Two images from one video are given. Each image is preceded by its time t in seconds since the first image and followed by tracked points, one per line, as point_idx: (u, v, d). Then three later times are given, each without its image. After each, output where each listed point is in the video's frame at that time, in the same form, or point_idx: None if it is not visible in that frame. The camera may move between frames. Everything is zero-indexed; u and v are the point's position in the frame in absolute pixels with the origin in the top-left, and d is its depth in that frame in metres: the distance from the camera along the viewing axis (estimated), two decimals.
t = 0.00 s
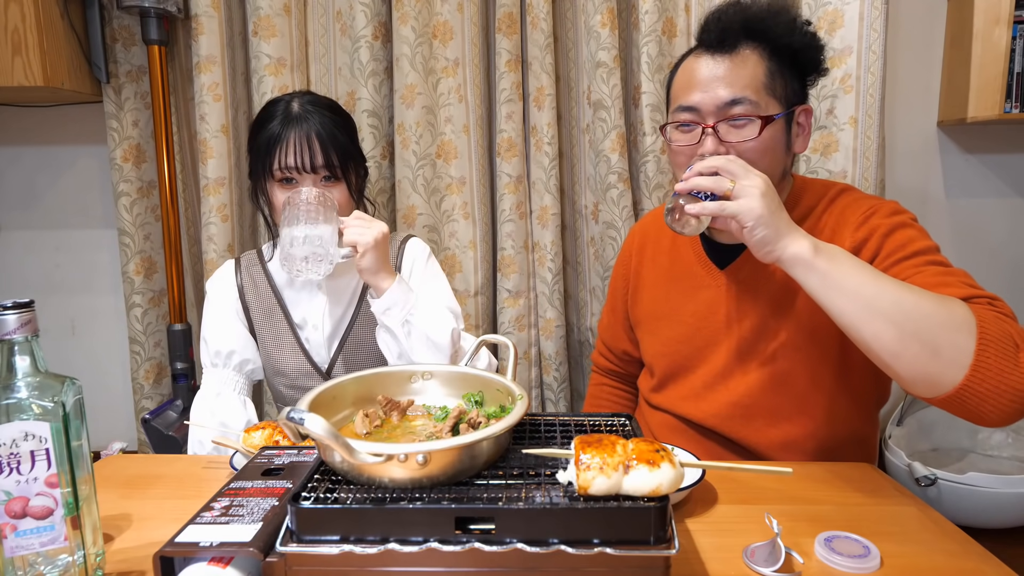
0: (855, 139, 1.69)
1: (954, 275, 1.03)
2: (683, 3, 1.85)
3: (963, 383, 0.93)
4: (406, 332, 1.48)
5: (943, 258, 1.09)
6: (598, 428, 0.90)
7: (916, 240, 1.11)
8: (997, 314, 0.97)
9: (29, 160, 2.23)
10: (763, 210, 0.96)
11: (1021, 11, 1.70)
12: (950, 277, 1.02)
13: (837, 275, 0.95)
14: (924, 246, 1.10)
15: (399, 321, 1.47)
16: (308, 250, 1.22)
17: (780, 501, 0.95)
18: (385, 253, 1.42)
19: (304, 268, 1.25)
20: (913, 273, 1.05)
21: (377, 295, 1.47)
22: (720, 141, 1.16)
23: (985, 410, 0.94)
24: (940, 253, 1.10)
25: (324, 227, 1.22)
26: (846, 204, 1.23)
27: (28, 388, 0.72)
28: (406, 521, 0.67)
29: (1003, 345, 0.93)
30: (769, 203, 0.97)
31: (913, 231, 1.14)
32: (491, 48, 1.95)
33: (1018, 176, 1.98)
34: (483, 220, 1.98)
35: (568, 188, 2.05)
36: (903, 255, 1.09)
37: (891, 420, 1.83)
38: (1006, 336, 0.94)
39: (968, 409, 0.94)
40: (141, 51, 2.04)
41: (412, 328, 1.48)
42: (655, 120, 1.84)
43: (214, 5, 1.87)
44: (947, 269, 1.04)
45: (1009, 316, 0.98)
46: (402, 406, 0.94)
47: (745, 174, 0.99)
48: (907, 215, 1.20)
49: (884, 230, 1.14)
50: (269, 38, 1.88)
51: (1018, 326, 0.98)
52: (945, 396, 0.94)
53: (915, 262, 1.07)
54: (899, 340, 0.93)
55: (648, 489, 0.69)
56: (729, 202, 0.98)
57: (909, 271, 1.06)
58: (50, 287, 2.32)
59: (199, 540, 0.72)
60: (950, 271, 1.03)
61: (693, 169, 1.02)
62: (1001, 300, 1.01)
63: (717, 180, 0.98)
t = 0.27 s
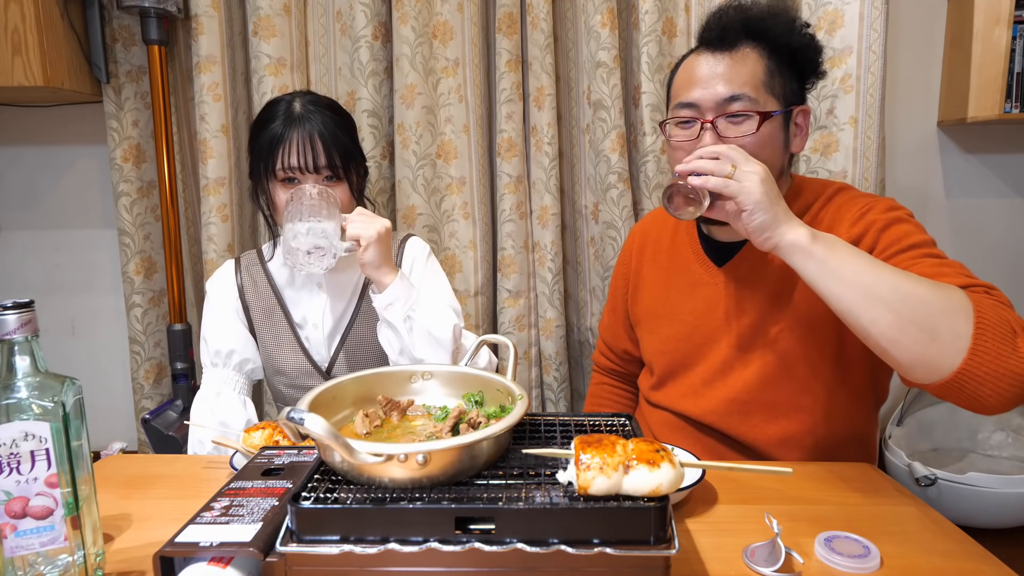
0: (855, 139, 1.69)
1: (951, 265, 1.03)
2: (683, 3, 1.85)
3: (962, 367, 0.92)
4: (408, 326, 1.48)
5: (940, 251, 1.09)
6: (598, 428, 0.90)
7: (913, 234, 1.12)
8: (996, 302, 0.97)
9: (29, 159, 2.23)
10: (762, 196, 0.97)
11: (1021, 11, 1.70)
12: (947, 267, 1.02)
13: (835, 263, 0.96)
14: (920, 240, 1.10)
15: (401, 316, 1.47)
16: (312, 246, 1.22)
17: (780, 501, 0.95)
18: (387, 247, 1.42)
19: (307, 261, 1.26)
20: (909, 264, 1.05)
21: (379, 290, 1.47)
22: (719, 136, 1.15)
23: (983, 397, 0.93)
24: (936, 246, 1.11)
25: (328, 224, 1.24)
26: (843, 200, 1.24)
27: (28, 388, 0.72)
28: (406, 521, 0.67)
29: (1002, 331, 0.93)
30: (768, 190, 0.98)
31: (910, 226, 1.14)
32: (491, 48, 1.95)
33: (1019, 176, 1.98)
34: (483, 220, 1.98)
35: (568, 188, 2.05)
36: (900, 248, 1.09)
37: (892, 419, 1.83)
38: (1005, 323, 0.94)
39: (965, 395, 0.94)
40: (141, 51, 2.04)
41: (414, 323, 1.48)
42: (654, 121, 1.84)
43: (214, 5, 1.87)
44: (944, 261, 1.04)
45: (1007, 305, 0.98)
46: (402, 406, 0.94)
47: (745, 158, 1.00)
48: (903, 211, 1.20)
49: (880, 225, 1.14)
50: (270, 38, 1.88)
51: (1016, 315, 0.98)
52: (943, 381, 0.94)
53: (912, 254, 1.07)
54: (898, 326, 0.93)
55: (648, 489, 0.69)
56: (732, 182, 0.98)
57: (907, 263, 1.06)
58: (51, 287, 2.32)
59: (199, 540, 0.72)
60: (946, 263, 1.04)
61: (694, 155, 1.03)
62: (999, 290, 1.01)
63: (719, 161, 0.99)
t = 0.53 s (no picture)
0: (855, 139, 1.69)
1: (953, 265, 1.03)
2: (683, 3, 1.85)
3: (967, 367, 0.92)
4: (410, 323, 1.48)
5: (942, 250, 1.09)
6: (598, 428, 0.90)
7: (913, 233, 1.12)
8: (998, 302, 0.97)
9: (29, 159, 2.23)
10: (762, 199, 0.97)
11: (1021, 11, 1.70)
12: (950, 266, 1.02)
13: (836, 263, 0.96)
14: (921, 239, 1.10)
15: (404, 313, 1.47)
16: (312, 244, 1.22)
17: (780, 501, 0.95)
18: (388, 245, 1.42)
19: (308, 258, 1.26)
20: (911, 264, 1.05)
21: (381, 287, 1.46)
22: (718, 136, 1.15)
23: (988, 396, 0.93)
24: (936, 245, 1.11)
25: (330, 220, 1.25)
26: (843, 200, 1.24)
27: (28, 388, 0.72)
28: (406, 521, 0.67)
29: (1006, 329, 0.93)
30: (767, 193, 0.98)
31: (911, 225, 1.14)
32: (491, 48, 1.95)
33: (1019, 176, 1.98)
34: (482, 220, 1.98)
35: (568, 188, 2.05)
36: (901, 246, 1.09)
37: (892, 419, 1.83)
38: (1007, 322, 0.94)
39: (970, 395, 0.94)
40: (141, 51, 2.04)
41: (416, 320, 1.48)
42: (654, 121, 1.84)
43: (214, 5, 1.87)
44: (946, 260, 1.04)
45: (1009, 303, 0.98)
46: (402, 406, 0.94)
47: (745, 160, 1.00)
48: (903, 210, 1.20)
49: (881, 224, 1.14)
50: (270, 39, 1.88)
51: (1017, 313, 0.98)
52: (948, 381, 0.94)
53: (914, 254, 1.07)
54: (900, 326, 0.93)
55: (648, 489, 0.69)
56: (733, 186, 0.98)
57: (909, 262, 1.06)
58: (50, 287, 2.32)
59: (199, 540, 0.72)
60: (948, 262, 1.04)
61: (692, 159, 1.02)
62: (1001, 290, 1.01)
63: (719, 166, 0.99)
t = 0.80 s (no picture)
0: (855, 139, 1.69)
1: (954, 270, 1.03)
2: (683, 3, 1.85)
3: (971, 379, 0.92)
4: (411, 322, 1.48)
5: (942, 254, 1.09)
6: (598, 428, 0.90)
7: (915, 237, 1.11)
8: (999, 309, 0.96)
9: (28, 159, 2.23)
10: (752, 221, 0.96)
11: (1021, 11, 1.70)
12: (951, 272, 1.02)
13: (832, 278, 0.95)
14: (922, 242, 1.10)
15: (404, 311, 1.47)
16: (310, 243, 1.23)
17: (780, 501, 0.95)
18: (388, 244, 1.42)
19: (309, 256, 1.26)
20: (911, 269, 1.05)
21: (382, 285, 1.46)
22: (713, 143, 1.15)
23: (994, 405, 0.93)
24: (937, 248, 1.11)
25: (331, 219, 1.25)
26: (844, 202, 1.24)
27: (28, 388, 0.72)
28: (406, 521, 0.67)
29: (1006, 338, 0.93)
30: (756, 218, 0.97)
31: (912, 228, 1.14)
32: (491, 48, 1.95)
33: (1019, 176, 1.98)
34: (482, 220, 1.98)
35: (568, 188, 2.05)
36: (902, 250, 1.09)
37: (892, 419, 1.83)
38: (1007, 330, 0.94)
39: (977, 405, 0.93)
40: (141, 51, 2.04)
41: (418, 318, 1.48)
42: (654, 120, 1.83)
43: (214, 5, 1.87)
44: (948, 266, 1.04)
45: (1011, 310, 0.98)
46: (402, 406, 0.94)
47: (733, 189, 0.97)
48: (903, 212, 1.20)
49: (881, 228, 1.14)
50: (269, 38, 1.88)
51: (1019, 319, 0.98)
52: (954, 394, 0.94)
53: (915, 259, 1.07)
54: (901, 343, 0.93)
55: (647, 489, 0.69)
56: (721, 221, 0.96)
57: (910, 268, 1.05)
58: (50, 287, 2.32)
59: (199, 540, 0.72)
60: (949, 268, 1.03)
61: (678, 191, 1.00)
62: (1003, 296, 1.01)
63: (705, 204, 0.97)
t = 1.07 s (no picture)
0: (855, 139, 1.69)
1: (947, 271, 1.03)
2: (683, 3, 1.85)
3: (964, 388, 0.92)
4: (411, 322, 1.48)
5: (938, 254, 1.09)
6: (598, 428, 0.90)
7: (911, 237, 1.11)
8: (985, 313, 0.96)
9: (28, 159, 2.23)
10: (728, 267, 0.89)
11: (1021, 11, 1.70)
12: (943, 274, 1.02)
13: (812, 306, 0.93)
14: (918, 243, 1.10)
15: (405, 310, 1.46)
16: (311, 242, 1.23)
17: (780, 501, 0.95)
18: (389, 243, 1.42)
19: (311, 255, 1.26)
20: (903, 271, 1.05)
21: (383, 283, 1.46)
22: (696, 161, 1.17)
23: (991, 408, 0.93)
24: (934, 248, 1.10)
25: (334, 219, 1.25)
26: (842, 201, 1.24)
27: (28, 388, 0.72)
28: (406, 521, 0.67)
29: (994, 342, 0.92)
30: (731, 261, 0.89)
31: (909, 228, 1.14)
32: (491, 48, 1.95)
33: (1018, 176, 1.98)
34: (482, 220, 1.98)
35: (568, 188, 2.05)
36: (896, 251, 1.09)
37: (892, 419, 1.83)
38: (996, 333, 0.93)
39: (975, 410, 0.94)
40: (141, 51, 2.04)
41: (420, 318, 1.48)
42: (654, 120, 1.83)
43: (214, 5, 1.87)
44: (941, 268, 1.04)
45: (1002, 313, 0.98)
46: (402, 406, 0.94)
47: (705, 233, 0.89)
48: (902, 212, 1.20)
49: (877, 229, 1.14)
50: (270, 38, 1.88)
51: (1010, 322, 0.97)
52: (949, 403, 0.94)
53: (907, 261, 1.07)
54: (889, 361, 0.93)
55: (647, 490, 0.68)
56: (693, 270, 0.89)
57: (902, 271, 1.06)
58: (50, 287, 2.32)
59: (199, 540, 0.72)
60: (942, 269, 1.03)
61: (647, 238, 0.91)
62: (995, 298, 1.00)
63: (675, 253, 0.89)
